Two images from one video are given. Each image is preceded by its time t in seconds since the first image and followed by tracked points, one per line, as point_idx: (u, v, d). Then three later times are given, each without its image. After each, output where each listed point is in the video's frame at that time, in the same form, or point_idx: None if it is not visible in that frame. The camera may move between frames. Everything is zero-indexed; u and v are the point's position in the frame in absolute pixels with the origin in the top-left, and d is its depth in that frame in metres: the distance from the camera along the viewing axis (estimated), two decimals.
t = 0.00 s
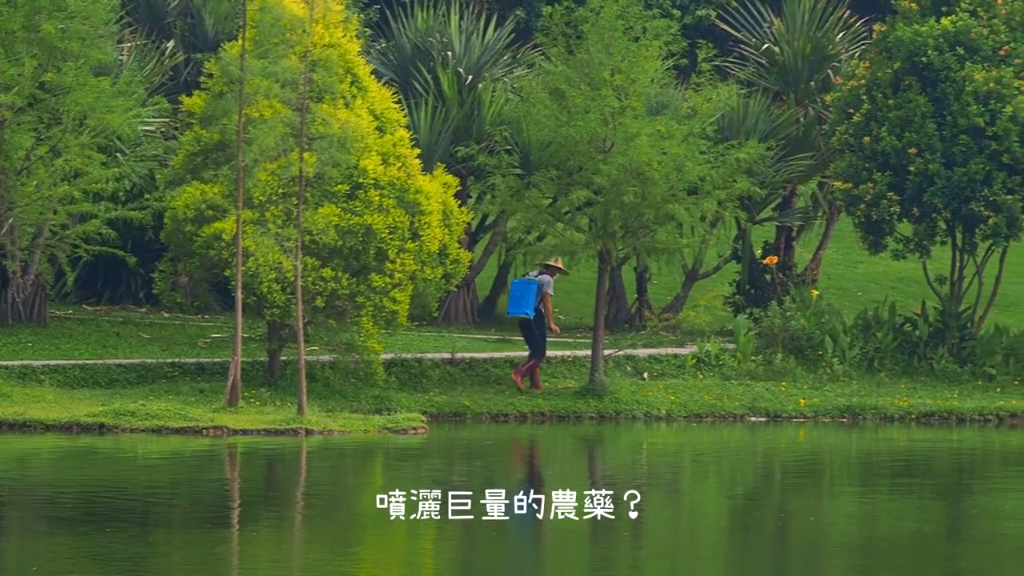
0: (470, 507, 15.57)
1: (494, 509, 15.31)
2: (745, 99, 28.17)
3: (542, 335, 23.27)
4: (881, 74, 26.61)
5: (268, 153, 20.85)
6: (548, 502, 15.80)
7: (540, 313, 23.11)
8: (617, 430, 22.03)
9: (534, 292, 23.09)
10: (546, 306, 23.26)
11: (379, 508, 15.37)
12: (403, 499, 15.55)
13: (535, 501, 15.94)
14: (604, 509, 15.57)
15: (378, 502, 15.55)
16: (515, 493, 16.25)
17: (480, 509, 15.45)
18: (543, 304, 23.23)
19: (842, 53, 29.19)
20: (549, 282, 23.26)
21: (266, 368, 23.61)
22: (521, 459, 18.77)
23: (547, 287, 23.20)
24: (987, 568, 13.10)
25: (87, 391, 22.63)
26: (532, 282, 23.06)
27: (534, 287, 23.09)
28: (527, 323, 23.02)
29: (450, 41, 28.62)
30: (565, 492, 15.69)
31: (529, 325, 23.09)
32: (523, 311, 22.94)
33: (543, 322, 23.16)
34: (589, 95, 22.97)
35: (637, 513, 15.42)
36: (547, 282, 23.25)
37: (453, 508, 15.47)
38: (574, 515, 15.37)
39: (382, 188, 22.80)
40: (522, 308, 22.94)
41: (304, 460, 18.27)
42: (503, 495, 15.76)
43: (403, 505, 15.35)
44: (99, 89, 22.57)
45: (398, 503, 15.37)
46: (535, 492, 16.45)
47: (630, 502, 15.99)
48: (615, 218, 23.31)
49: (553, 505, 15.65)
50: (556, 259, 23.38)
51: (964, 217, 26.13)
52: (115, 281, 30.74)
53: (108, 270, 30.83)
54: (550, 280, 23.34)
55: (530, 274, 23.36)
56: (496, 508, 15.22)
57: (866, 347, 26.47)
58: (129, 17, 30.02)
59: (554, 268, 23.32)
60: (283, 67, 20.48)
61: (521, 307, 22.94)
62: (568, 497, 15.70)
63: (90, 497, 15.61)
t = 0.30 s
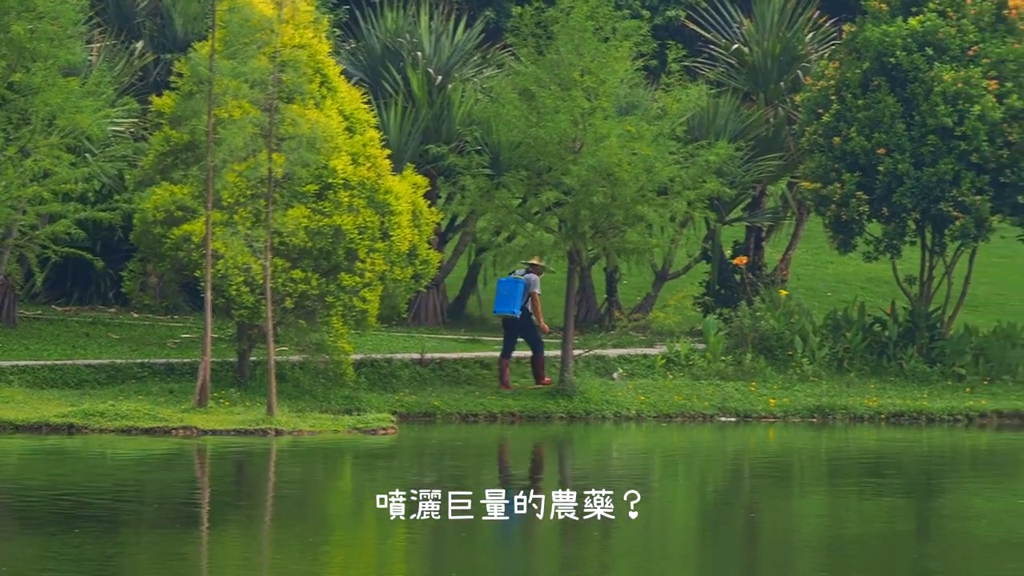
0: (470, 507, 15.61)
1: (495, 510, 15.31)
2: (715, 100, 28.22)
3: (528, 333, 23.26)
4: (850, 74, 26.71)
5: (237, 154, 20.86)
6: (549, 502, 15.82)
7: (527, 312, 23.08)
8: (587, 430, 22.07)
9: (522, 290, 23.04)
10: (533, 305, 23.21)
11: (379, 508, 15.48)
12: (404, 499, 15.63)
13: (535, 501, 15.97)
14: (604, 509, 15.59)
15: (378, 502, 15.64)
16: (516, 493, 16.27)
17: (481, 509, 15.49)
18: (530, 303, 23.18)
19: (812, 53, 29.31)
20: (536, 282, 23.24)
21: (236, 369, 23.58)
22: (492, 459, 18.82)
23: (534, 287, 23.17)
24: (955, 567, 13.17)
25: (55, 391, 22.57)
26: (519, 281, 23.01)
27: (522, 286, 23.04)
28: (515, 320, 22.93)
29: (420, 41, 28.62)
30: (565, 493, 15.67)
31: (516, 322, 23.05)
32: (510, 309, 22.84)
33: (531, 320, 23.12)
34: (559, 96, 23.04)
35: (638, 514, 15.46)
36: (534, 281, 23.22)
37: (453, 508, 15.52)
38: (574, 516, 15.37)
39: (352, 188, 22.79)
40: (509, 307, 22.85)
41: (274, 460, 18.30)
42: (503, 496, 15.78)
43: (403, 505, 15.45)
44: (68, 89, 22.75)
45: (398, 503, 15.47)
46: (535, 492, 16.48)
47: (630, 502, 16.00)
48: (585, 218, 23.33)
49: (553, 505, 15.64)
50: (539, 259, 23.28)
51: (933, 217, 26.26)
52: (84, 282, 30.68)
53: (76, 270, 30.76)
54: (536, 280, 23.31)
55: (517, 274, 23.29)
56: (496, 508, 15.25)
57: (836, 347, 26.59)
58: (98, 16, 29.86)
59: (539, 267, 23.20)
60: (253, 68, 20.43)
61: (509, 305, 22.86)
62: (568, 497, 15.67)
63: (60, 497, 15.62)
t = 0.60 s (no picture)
0: (469, 507, 15.73)
1: (496, 510, 15.42)
2: (682, 100, 28.32)
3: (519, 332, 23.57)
4: (817, 74, 26.81)
5: (205, 156, 20.86)
6: (548, 502, 15.89)
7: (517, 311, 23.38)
8: (555, 431, 22.09)
9: (511, 290, 23.35)
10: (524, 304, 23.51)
11: (379, 508, 15.53)
12: (403, 499, 15.71)
13: (535, 501, 16.05)
14: (605, 509, 15.71)
15: (379, 502, 15.72)
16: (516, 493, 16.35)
17: (481, 509, 15.60)
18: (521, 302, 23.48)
19: (778, 53, 29.45)
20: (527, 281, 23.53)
21: (203, 370, 23.52)
22: (461, 459, 18.83)
23: (524, 286, 23.44)
24: (920, 565, 13.25)
25: (23, 393, 22.49)
26: (508, 280, 23.31)
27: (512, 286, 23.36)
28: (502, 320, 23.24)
29: (387, 42, 28.60)
30: (566, 493, 15.73)
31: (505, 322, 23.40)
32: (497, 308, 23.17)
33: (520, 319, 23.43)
34: (526, 96, 23.06)
35: (639, 513, 15.56)
36: (524, 281, 23.50)
37: (453, 508, 15.64)
38: (575, 515, 15.45)
39: (318, 189, 22.79)
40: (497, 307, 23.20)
41: (241, 461, 18.30)
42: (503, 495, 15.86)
43: (403, 505, 15.52)
44: (35, 91, 22.88)
45: (398, 502, 15.54)
46: (535, 492, 16.56)
47: (630, 502, 16.09)
48: (552, 219, 23.35)
49: (553, 505, 15.70)
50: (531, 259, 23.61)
51: (900, 217, 26.37)
52: (52, 283, 30.51)
53: (44, 271, 30.56)
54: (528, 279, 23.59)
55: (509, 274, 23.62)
56: (496, 508, 15.37)
57: (803, 347, 26.69)
58: (65, 17, 29.85)
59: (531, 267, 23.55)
60: (220, 69, 20.47)
61: (498, 304, 23.22)
62: (568, 497, 15.72)
63: (28, 498, 15.62)
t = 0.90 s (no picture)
0: (470, 507, 15.73)
1: (495, 510, 15.46)
2: (654, 99, 28.43)
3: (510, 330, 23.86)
4: (788, 72, 26.92)
5: (177, 155, 20.88)
6: (548, 502, 15.89)
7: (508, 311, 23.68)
8: (527, 429, 22.13)
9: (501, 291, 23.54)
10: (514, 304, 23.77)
11: (380, 508, 15.55)
12: (403, 499, 15.72)
13: (535, 500, 16.05)
14: (605, 508, 15.68)
15: (379, 502, 15.75)
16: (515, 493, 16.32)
17: (481, 509, 15.62)
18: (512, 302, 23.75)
19: (750, 51, 29.48)
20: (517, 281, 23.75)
21: (175, 369, 23.49)
22: (433, 459, 18.84)
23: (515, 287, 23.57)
24: (889, 565, 13.27)
25: None
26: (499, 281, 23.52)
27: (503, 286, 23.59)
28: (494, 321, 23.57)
29: (358, 41, 28.61)
30: (565, 492, 15.73)
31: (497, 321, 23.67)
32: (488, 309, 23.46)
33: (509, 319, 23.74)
34: (498, 95, 23.07)
35: (639, 513, 15.53)
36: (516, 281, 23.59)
37: (453, 508, 15.64)
38: (575, 515, 15.50)
39: (290, 189, 22.77)
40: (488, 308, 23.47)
41: (213, 460, 18.28)
42: (502, 495, 15.87)
43: (403, 505, 15.54)
44: (6, 90, 22.82)
45: (398, 502, 15.56)
46: (535, 492, 16.54)
47: (630, 502, 16.05)
48: (524, 218, 23.36)
49: (553, 505, 15.73)
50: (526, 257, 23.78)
51: (872, 215, 26.47)
52: (23, 283, 30.40)
53: (15, 271, 30.44)
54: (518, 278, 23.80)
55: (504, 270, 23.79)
56: (496, 508, 15.39)
57: (776, 346, 26.80)
58: (36, 16, 29.73)
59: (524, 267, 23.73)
60: (192, 68, 20.46)
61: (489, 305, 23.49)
62: (568, 497, 15.71)
63: None
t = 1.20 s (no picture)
0: (470, 507, 15.75)
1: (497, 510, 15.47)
2: (630, 98, 28.47)
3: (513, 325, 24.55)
4: (765, 71, 26.99)
5: (153, 154, 20.80)
6: (548, 502, 15.95)
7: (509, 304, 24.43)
8: (504, 428, 22.15)
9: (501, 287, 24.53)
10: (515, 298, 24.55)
11: (380, 508, 15.57)
12: (404, 499, 15.74)
13: (535, 501, 16.07)
14: (605, 509, 15.71)
15: (379, 502, 15.76)
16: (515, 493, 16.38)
17: (481, 509, 15.63)
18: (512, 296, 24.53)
19: (727, 50, 29.62)
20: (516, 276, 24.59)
21: (152, 368, 23.46)
22: (411, 458, 18.85)
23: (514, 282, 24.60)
24: (867, 565, 13.27)
25: None
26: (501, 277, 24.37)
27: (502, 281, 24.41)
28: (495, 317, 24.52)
29: (335, 40, 28.62)
30: (565, 493, 15.83)
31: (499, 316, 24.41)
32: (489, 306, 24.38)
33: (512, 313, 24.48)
34: (475, 94, 23.05)
35: (639, 514, 15.54)
36: (515, 276, 24.61)
37: (453, 508, 15.66)
38: (575, 516, 15.54)
39: (267, 188, 22.79)
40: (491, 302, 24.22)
41: (191, 459, 18.28)
42: (502, 496, 15.94)
43: (403, 505, 15.55)
44: None
45: (399, 503, 15.56)
46: (535, 492, 16.56)
47: (630, 502, 16.12)
48: (501, 217, 23.48)
49: (553, 506, 15.78)
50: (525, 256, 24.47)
51: (849, 214, 26.55)
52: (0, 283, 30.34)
53: None
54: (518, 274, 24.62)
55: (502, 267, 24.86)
56: (496, 508, 15.39)
57: (753, 344, 26.88)
58: (13, 16, 29.68)
59: (525, 263, 24.51)
60: (168, 66, 20.37)
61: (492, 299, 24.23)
62: (568, 497, 15.83)
63: None
